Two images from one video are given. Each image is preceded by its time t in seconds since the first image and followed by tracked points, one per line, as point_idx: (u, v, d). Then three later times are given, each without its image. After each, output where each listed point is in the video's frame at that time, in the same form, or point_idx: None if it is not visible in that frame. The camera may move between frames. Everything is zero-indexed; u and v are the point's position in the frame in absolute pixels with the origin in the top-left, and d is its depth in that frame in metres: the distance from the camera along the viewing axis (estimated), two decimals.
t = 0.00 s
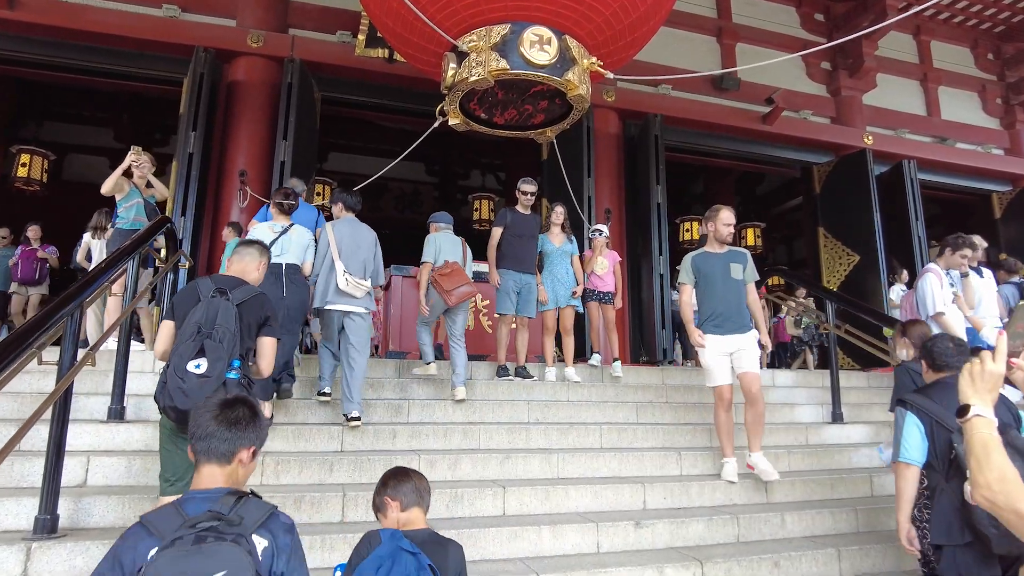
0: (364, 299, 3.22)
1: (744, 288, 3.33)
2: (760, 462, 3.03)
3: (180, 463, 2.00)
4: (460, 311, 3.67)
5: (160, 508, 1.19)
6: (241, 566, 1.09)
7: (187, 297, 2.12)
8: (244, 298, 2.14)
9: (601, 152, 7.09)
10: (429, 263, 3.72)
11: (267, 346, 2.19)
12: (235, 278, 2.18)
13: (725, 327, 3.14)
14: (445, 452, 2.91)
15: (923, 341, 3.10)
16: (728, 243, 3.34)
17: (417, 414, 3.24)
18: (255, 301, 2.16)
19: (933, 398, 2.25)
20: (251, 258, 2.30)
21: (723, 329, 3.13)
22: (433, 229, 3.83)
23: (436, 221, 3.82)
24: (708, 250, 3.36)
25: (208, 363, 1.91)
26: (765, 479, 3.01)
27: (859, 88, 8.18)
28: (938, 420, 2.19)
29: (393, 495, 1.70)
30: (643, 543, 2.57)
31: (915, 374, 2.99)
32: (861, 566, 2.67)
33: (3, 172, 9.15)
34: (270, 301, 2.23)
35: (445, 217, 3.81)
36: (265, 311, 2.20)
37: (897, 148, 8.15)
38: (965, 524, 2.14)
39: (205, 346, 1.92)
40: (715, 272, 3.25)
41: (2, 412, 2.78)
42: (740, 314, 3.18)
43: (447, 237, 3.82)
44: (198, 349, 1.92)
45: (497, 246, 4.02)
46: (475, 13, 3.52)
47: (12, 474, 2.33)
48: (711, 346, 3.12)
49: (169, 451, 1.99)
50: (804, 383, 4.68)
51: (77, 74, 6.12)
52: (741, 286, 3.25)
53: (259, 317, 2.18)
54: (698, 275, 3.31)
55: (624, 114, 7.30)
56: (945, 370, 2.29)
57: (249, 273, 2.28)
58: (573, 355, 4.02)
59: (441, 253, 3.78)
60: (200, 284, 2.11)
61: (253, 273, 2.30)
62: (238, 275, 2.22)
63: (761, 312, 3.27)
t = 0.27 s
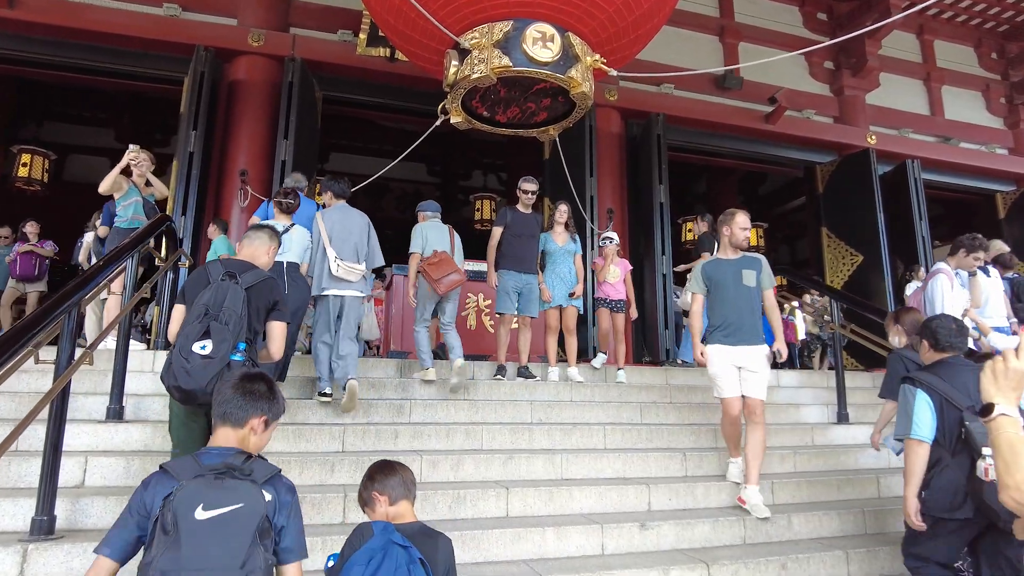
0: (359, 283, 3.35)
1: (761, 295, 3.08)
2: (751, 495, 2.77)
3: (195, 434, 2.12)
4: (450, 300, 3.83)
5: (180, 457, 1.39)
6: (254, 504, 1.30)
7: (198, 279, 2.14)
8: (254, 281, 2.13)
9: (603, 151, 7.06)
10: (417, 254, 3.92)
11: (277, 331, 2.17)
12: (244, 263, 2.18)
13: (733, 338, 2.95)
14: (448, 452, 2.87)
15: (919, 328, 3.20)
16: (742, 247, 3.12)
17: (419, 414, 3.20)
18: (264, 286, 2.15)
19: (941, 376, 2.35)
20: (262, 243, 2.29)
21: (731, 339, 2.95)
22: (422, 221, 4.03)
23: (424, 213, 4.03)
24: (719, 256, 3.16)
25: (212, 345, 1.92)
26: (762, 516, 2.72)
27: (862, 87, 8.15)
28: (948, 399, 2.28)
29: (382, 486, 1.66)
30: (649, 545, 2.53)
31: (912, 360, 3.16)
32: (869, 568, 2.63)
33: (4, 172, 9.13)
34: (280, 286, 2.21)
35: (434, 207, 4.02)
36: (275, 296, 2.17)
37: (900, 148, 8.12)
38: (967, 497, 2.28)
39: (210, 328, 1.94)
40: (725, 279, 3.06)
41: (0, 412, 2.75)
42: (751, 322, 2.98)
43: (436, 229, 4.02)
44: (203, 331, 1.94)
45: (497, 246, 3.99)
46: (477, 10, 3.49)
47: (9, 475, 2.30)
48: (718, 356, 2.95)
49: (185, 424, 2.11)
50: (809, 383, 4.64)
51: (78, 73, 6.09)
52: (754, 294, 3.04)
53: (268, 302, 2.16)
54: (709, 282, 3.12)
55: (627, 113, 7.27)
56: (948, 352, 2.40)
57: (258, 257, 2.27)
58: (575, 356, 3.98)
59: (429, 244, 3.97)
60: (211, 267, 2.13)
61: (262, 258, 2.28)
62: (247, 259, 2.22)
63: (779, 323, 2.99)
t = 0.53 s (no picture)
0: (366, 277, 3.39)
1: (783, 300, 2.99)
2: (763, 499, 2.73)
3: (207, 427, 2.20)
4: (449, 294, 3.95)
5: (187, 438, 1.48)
6: (258, 472, 1.40)
7: (212, 274, 2.17)
8: (267, 275, 2.16)
9: (609, 151, 7.04)
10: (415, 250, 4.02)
11: (292, 322, 2.20)
12: (255, 257, 2.21)
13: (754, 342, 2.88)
14: (458, 453, 2.85)
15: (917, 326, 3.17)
16: (763, 251, 3.04)
17: (428, 414, 3.18)
18: (277, 279, 2.19)
19: (941, 376, 2.38)
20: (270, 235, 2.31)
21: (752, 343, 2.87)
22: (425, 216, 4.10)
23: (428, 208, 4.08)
24: (742, 259, 3.05)
25: (230, 340, 1.99)
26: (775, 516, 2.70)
27: (868, 88, 8.12)
28: (952, 398, 2.30)
29: (371, 474, 1.68)
30: (662, 546, 2.51)
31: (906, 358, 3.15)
32: (884, 571, 2.61)
33: (9, 171, 9.13)
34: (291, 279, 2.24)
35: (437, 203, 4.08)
36: (287, 289, 2.21)
37: (906, 148, 8.09)
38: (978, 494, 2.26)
39: (227, 324, 2.00)
40: (746, 284, 2.98)
41: (8, 411, 2.73)
42: (773, 328, 2.89)
43: (437, 224, 4.08)
44: (220, 326, 2.01)
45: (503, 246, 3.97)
46: (486, 8, 3.48)
47: (18, 474, 2.28)
48: (741, 362, 2.84)
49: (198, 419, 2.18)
50: (817, 383, 4.62)
51: (83, 72, 6.08)
52: (774, 299, 2.96)
53: (280, 294, 2.19)
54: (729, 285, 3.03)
55: (632, 113, 7.25)
56: (943, 352, 2.43)
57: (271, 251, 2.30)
58: (584, 356, 3.97)
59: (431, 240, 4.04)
60: (224, 262, 2.16)
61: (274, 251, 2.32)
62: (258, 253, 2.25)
63: (800, 331, 2.92)
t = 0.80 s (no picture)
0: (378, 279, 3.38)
1: (806, 304, 2.87)
2: (781, 528, 2.53)
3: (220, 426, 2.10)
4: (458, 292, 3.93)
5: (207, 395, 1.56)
6: (238, 419, 1.42)
7: (224, 278, 2.17)
8: (281, 277, 2.19)
9: (616, 152, 7.02)
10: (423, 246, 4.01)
11: (307, 319, 2.27)
12: (267, 259, 2.24)
13: (781, 350, 2.73)
14: (472, 455, 2.81)
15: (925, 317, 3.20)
16: (786, 254, 2.91)
17: (440, 416, 3.15)
18: (289, 280, 2.22)
19: (935, 360, 2.40)
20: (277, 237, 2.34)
21: (778, 351, 2.72)
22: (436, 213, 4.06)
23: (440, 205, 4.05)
24: (764, 259, 2.93)
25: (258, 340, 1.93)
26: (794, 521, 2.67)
27: (875, 90, 8.09)
28: (946, 381, 2.33)
29: (372, 444, 1.70)
30: (679, 551, 2.48)
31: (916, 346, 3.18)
32: None
33: (13, 172, 9.12)
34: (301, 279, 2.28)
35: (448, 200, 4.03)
36: (299, 290, 2.25)
37: (914, 150, 8.06)
38: (976, 475, 2.28)
39: (252, 323, 1.97)
40: (772, 287, 2.82)
41: (17, 412, 2.70)
42: (800, 334, 2.75)
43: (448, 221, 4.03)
44: (246, 326, 1.96)
45: (514, 248, 3.95)
46: (499, 7, 3.45)
47: (30, 476, 2.25)
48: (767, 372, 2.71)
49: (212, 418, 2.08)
50: (830, 387, 4.57)
51: (89, 71, 6.06)
52: (801, 303, 2.82)
53: (292, 296, 2.23)
54: (752, 288, 2.88)
55: (640, 114, 7.22)
56: (938, 336, 2.47)
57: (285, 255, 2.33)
58: (595, 358, 3.94)
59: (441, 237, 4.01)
60: (236, 266, 2.17)
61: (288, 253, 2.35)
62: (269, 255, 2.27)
63: (823, 338, 2.81)
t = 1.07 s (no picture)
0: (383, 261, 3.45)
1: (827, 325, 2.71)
2: (799, 545, 2.42)
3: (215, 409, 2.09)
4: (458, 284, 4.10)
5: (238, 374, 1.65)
6: (259, 395, 1.48)
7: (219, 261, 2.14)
8: (276, 257, 2.15)
9: (620, 150, 6.98)
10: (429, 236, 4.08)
11: (307, 290, 2.18)
12: (262, 241, 2.19)
13: (804, 375, 2.57)
14: (479, 456, 2.77)
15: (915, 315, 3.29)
16: (808, 271, 2.73)
17: (447, 416, 3.11)
18: (284, 260, 2.18)
19: (933, 351, 2.50)
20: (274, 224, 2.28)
21: (801, 375, 2.57)
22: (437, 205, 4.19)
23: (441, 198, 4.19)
24: (785, 275, 2.73)
25: (258, 321, 1.93)
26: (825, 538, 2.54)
27: (880, 88, 8.04)
28: (942, 371, 2.43)
29: (386, 433, 1.66)
30: (692, 553, 2.43)
31: (911, 336, 3.25)
32: None
33: (15, 171, 9.08)
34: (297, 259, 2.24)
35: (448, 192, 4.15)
36: (294, 268, 2.21)
37: (919, 149, 8.01)
38: (973, 463, 2.37)
39: (252, 304, 1.94)
40: (795, 306, 2.64)
41: (16, 411, 2.66)
42: (822, 356, 2.60)
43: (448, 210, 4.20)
44: (245, 307, 1.94)
45: (521, 245, 3.91)
46: (505, 2, 3.41)
47: (29, 476, 2.21)
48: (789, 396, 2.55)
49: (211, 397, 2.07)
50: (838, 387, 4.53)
51: (91, 69, 6.02)
52: (824, 324, 2.66)
53: (287, 276, 2.19)
54: (776, 306, 2.67)
55: (644, 113, 7.18)
56: (938, 327, 2.55)
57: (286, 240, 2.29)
58: (602, 359, 3.88)
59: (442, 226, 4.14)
60: (230, 247, 2.13)
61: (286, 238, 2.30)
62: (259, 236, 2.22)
63: (841, 355, 2.68)
